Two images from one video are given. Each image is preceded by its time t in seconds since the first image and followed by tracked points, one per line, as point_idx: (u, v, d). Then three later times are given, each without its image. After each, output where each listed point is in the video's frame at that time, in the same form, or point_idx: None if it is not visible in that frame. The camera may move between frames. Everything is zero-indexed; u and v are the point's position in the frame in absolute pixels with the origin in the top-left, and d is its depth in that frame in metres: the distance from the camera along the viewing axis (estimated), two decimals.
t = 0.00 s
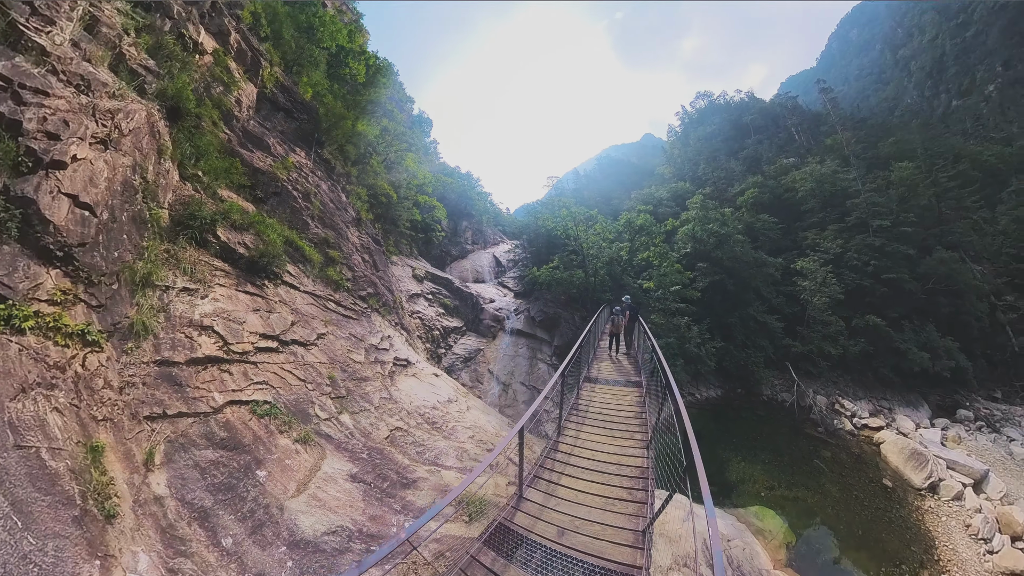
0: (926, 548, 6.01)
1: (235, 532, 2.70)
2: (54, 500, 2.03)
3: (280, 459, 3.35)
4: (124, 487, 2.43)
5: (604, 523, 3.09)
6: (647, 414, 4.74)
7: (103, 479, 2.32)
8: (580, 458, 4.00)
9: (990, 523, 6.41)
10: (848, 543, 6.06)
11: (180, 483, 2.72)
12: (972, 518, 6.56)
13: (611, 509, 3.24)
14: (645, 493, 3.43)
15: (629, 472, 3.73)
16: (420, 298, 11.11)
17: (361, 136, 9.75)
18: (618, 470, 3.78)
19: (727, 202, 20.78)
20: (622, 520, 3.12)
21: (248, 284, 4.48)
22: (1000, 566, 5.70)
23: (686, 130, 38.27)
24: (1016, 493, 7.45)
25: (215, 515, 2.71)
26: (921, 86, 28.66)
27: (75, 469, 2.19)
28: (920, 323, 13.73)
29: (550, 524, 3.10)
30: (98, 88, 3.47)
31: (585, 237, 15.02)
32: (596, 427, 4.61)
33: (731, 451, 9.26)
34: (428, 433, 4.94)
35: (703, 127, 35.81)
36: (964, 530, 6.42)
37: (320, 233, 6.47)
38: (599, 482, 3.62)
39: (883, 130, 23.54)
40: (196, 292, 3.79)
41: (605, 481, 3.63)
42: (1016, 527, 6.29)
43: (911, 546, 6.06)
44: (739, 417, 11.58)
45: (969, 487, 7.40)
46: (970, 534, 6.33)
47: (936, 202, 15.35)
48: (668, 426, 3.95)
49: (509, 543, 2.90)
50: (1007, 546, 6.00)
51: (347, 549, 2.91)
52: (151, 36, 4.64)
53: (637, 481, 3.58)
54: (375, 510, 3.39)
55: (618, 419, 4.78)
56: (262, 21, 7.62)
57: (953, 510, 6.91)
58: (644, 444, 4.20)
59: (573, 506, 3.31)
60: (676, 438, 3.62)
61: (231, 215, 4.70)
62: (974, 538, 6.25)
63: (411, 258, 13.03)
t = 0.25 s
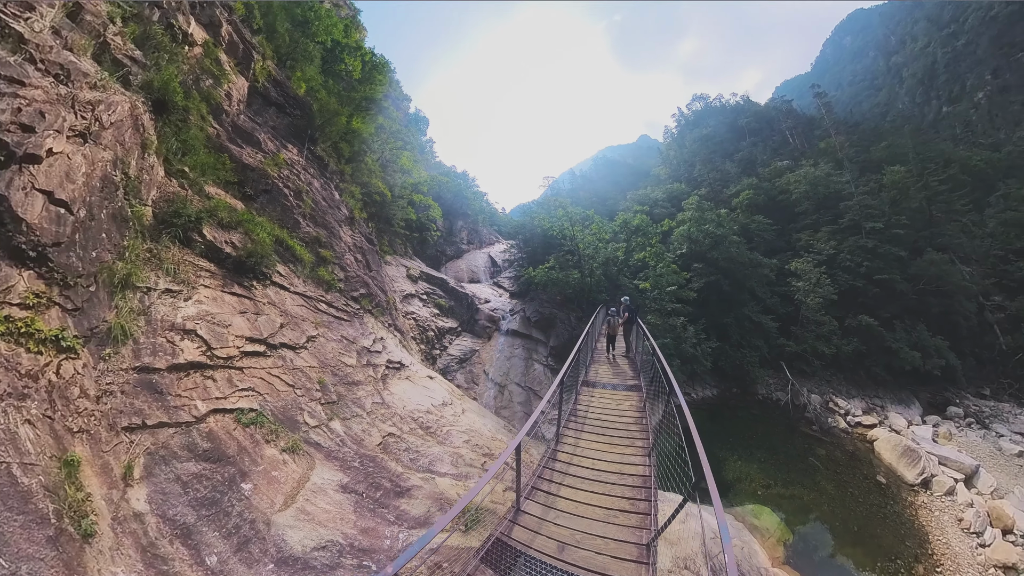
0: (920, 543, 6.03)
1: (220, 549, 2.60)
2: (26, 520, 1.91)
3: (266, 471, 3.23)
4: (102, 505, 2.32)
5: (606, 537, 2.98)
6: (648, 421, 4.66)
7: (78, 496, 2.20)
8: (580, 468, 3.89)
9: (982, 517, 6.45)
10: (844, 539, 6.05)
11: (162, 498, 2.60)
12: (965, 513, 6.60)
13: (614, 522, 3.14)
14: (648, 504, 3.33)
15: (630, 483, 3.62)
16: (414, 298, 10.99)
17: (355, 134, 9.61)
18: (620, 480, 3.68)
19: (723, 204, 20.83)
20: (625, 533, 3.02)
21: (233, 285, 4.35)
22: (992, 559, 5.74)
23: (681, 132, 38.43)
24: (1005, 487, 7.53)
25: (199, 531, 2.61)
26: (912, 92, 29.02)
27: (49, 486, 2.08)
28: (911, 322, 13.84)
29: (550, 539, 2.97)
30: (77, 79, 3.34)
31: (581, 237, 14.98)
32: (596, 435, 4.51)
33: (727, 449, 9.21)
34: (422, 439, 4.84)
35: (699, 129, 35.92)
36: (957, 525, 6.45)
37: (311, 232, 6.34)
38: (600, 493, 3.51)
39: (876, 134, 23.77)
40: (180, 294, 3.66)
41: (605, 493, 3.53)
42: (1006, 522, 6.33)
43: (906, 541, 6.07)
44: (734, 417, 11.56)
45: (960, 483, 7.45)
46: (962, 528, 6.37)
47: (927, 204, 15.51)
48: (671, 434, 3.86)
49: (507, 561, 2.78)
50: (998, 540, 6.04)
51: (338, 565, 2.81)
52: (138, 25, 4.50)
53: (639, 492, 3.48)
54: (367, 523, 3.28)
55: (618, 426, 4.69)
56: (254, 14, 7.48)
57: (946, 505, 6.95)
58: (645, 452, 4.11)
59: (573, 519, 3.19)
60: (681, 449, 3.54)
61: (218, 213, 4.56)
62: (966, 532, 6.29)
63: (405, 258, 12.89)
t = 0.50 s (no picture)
0: (917, 539, 6.03)
1: (206, 561, 2.52)
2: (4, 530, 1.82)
3: (254, 477, 3.14)
4: (82, 515, 2.23)
5: (607, 549, 2.92)
6: (650, 425, 4.61)
7: (58, 504, 2.11)
8: (579, 474, 3.83)
9: (976, 512, 6.45)
10: (841, 535, 6.05)
11: (144, 507, 2.52)
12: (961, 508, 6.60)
13: (615, 531, 3.08)
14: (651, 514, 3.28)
15: (631, 490, 3.56)
16: (410, 298, 10.90)
17: (351, 132, 9.51)
18: (620, 487, 3.63)
19: (719, 204, 20.86)
20: (627, 543, 2.96)
21: (224, 284, 4.26)
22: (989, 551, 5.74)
23: (678, 133, 38.54)
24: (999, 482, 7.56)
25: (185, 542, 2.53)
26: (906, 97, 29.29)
27: (27, 494, 1.99)
28: (905, 322, 13.92)
29: (548, 549, 2.90)
30: (64, 70, 3.24)
31: (578, 237, 14.94)
32: (595, 439, 4.45)
33: (725, 448, 9.19)
34: (416, 442, 4.77)
35: (696, 130, 36.03)
36: (952, 520, 6.45)
37: (304, 230, 6.25)
38: (601, 500, 3.46)
39: (871, 137, 23.93)
40: (167, 293, 3.57)
41: (606, 500, 3.46)
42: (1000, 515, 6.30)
43: (903, 537, 6.06)
44: (731, 416, 11.56)
45: (955, 479, 7.46)
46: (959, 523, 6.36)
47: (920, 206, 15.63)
48: (674, 441, 3.80)
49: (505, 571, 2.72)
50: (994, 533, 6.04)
51: None
52: (130, 18, 4.40)
53: (640, 500, 3.43)
54: (359, 531, 3.20)
55: (618, 430, 4.63)
56: (249, 8, 7.37)
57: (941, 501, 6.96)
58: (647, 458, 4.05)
59: (573, 528, 3.13)
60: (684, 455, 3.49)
61: (208, 211, 4.46)
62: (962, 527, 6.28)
63: (401, 258, 12.79)
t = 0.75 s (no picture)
0: (915, 538, 6.01)
1: (189, 572, 2.46)
2: None
3: (240, 484, 3.07)
4: (63, 523, 2.17)
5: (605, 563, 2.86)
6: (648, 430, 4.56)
7: (39, 511, 2.05)
8: (575, 484, 3.77)
9: (974, 510, 6.45)
10: (838, 534, 6.03)
11: (127, 515, 2.46)
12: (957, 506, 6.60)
13: (612, 546, 3.02)
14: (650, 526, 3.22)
15: (629, 500, 3.51)
16: (405, 299, 10.85)
17: (347, 131, 9.43)
18: (617, 498, 3.57)
19: (717, 204, 20.88)
20: (624, 558, 2.91)
21: (213, 284, 4.19)
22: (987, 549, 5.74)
23: (675, 134, 38.63)
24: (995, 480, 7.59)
25: (169, 553, 2.47)
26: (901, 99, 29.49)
27: (6, 502, 1.92)
28: (901, 321, 13.97)
29: (542, 565, 2.85)
30: (51, 64, 3.15)
31: (575, 237, 14.92)
32: (591, 446, 4.40)
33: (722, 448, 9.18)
34: (410, 446, 4.72)
35: (693, 131, 36.15)
36: (950, 518, 6.45)
37: (298, 230, 6.19)
38: (598, 511, 3.40)
39: (866, 139, 24.06)
40: (153, 294, 3.50)
41: (602, 512, 3.40)
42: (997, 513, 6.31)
43: (900, 535, 6.05)
44: (728, 416, 11.55)
45: (953, 477, 7.47)
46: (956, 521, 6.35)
47: (915, 207, 15.71)
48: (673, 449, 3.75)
49: None
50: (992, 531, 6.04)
51: None
52: (121, 11, 4.33)
53: (638, 511, 3.37)
54: (348, 540, 3.14)
55: (615, 437, 4.58)
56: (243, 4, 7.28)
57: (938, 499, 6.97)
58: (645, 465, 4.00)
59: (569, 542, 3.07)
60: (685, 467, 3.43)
61: (198, 209, 4.39)
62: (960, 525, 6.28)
63: (397, 258, 12.71)
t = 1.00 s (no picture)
0: (914, 539, 6.00)
1: None
2: None
3: (230, 491, 3.02)
4: (51, 531, 2.13)
5: None
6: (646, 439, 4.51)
7: (27, 520, 2.02)
8: (569, 496, 3.71)
9: (973, 511, 6.45)
10: (837, 536, 6.01)
11: (117, 522, 2.42)
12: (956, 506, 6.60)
13: (606, 562, 2.96)
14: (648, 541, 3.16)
15: (626, 514, 3.45)
16: (403, 299, 10.80)
17: (344, 130, 9.37)
18: (612, 510, 3.50)
19: (716, 204, 20.85)
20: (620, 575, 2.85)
21: (204, 286, 4.14)
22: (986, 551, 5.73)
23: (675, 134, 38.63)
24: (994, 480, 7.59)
25: (158, 560, 2.44)
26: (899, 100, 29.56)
27: None
28: (899, 322, 13.97)
29: None
30: (40, 64, 3.11)
31: (573, 237, 14.88)
32: (586, 457, 4.34)
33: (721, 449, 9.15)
34: (404, 451, 4.67)
35: (692, 131, 36.16)
36: (949, 519, 6.44)
37: (292, 231, 6.15)
38: (593, 525, 3.33)
39: (865, 140, 24.07)
40: (144, 297, 3.46)
41: (597, 525, 3.35)
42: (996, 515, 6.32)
43: (899, 537, 6.03)
44: (727, 417, 11.52)
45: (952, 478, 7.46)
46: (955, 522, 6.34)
47: (913, 207, 15.72)
48: (671, 461, 3.69)
49: None
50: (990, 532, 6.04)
51: None
52: (113, 11, 4.28)
53: (635, 525, 3.32)
54: (339, 548, 3.10)
55: (612, 446, 4.52)
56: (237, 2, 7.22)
57: (937, 500, 6.96)
58: (642, 477, 3.94)
59: (561, 557, 3.01)
60: (682, 479, 3.37)
61: (190, 210, 4.35)
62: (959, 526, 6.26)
63: (394, 258, 12.65)
